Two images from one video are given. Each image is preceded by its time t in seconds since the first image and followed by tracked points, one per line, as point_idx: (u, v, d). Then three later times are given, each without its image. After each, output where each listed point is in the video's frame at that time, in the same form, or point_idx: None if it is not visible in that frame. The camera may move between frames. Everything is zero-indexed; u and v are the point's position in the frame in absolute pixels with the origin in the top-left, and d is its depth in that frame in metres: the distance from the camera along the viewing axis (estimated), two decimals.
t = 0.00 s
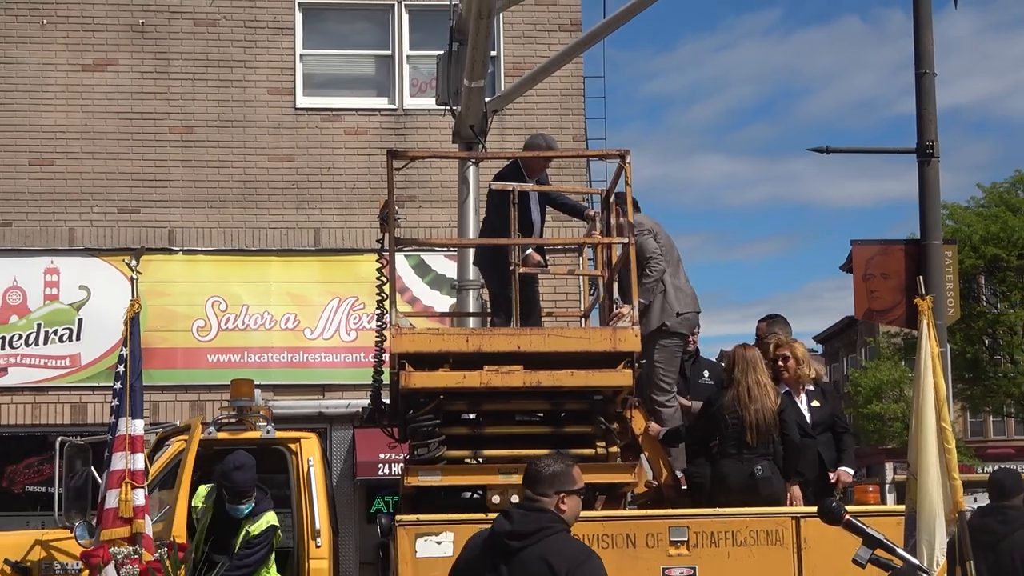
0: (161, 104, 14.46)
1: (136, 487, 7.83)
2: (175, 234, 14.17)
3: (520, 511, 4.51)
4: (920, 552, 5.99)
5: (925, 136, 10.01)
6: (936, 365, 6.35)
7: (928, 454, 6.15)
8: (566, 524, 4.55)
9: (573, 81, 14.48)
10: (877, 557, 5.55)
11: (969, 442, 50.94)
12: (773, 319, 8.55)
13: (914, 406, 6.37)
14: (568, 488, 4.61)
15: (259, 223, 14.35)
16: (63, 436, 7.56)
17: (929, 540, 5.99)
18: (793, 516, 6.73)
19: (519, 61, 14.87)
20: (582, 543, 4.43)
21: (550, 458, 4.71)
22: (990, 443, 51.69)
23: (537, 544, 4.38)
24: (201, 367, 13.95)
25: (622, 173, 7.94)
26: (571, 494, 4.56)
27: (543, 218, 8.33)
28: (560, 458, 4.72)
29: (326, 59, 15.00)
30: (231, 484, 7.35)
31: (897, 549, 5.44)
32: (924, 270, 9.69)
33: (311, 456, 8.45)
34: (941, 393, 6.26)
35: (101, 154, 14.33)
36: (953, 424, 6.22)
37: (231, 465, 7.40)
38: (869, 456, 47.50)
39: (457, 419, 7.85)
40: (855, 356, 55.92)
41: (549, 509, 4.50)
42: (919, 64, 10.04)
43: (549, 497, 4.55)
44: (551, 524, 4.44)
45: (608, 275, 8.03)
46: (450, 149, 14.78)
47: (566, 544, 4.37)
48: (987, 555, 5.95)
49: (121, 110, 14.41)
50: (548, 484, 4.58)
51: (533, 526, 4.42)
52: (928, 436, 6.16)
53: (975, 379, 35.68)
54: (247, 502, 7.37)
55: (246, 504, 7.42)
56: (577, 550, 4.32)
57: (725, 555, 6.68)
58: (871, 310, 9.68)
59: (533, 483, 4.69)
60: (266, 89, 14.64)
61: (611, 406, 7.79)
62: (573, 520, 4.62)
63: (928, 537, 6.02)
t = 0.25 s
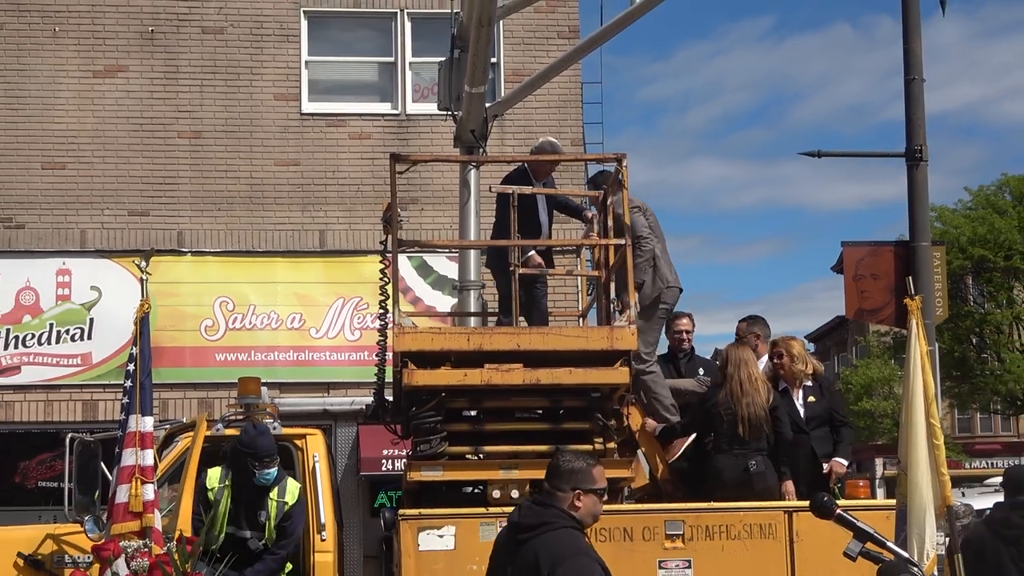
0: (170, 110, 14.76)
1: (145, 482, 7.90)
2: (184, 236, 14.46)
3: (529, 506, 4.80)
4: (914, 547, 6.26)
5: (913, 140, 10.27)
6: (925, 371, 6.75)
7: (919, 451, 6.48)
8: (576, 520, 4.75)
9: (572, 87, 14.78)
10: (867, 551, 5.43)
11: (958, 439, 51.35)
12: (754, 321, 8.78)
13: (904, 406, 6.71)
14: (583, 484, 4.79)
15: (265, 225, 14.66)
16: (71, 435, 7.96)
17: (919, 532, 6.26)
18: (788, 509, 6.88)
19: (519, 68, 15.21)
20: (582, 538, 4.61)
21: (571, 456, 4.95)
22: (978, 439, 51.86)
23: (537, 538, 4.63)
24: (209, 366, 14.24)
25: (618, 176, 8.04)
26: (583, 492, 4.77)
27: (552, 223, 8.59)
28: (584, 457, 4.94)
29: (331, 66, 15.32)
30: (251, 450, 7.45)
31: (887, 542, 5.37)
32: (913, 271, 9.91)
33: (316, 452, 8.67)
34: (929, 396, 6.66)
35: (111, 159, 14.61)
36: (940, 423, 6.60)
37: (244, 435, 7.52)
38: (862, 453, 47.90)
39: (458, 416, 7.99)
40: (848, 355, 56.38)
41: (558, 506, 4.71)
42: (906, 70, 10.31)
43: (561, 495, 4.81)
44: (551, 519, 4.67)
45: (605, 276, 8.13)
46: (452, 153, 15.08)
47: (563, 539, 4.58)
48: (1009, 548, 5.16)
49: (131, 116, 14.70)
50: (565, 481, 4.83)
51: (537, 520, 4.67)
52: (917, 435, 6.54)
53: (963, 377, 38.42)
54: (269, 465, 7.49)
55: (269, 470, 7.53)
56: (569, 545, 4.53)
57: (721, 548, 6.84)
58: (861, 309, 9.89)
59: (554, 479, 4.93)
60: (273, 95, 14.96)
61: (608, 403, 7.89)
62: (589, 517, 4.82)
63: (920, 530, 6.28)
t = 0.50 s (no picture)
0: (179, 114, 15.07)
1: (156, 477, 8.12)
2: (192, 238, 14.82)
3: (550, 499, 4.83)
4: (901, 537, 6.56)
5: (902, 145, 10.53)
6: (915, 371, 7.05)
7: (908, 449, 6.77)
8: (593, 516, 4.76)
9: (571, 93, 15.07)
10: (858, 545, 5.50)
11: (945, 434, 51.63)
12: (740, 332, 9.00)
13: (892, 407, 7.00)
14: (604, 481, 4.78)
15: (272, 227, 14.99)
16: (81, 431, 8.03)
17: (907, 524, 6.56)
18: (780, 503, 7.04)
19: (519, 74, 15.51)
20: (592, 531, 4.65)
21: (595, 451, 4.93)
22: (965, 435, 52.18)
23: (549, 531, 4.71)
24: (218, 364, 14.59)
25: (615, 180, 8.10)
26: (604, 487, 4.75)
27: (560, 224, 8.86)
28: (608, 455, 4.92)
29: (335, 71, 15.63)
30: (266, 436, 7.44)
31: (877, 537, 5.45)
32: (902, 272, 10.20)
33: (321, 448, 8.83)
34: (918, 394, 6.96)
35: (121, 162, 14.93)
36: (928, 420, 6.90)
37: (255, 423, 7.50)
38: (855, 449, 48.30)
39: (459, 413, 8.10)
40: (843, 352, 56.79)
41: (574, 499, 4.75)
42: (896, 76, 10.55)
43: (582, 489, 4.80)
44: (564, 512, 4.71)
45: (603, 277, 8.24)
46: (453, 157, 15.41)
47: (571, 533, 4.62)
48: None
49: (141, 120, 15.01)
50: (586, 475, 4.83)
51: (549, 513, 4.76)
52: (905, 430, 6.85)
53: (950, 374, 39.55)
54: (283, 449, 7.50)
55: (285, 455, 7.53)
56: (575, 537, 4.58)
57: (714, 541, 7.02)
58: (852, 309, 10.20)
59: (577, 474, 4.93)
60: (279, 100, 15.24)
61: (605, 400, 8.05)
62: (609, 514, 4.82)
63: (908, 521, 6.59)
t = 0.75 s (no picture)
0: (188, 120, 15.42)
1: (165, 473, 8.21)
2: (201, 239, 15.15)
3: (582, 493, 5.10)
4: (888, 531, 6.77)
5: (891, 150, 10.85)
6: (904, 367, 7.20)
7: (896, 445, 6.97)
8: (621, 509, 4.99)
9: (570, 99, 15.40)
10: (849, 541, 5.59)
11: (933, 431, 51.78)
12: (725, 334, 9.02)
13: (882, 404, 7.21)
14: (634, 476, 4.99)
15: (278, 229, 15.33)
16: (93, 429, 8.11)
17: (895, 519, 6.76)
18: (771, 499, 7.22)
19: (518, 81, 15.83)
20: (617, 523, 4.90)
21: (629, 448, 5.16)
22: (952, 432, 52.39)
23: (575, 521, 4.97)
24: (225, 362, 14.93)
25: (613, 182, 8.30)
26: (633, 482, 4.97)
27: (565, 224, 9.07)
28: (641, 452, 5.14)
29: (340, 78, 15.97)
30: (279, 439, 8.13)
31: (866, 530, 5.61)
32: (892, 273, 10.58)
33: (326, 444, 8.97)
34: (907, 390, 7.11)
35: (131, 167, 15.28)
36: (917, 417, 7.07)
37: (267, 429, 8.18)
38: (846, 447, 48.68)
39: (460, 410, 8.26)
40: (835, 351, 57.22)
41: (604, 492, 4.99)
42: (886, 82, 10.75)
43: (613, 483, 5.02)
44: (590, 504, 4.97)
45: (601, 278, 8.48)
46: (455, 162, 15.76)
47: (597, 524, 4.88)
48: None
49: (151, 125, 15.36)
50: (617, 470, 5.06)
51: (578, 505, 5.03)
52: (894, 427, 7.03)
53: (937, 373, 38.98)
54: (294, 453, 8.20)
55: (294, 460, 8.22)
56: (599, 527, 4.84)
57: (709, 535, 7.18)
58: (842, 309, 10.63)
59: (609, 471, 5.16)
60: (285, 106, 15.61)
61: (603, 399, 8.20)
62: (637, 508, 5.03)
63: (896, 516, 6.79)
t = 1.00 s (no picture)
0: (197, 124, 15.74)
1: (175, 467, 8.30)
2: (209, 241, 15.46)
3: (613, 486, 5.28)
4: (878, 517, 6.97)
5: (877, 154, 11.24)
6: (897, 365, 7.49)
7: (885, 440, 7.19)
8: (652, 501, 5.16)
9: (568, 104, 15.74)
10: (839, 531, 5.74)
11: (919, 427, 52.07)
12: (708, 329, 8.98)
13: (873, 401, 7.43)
14: (666, 470, 5.20)
15: (284, 231, 15.65)
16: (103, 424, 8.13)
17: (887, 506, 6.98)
18: (763, 492, 7.28)
19: (518, 86, 16.13)
20: (647, 512, 5.05)
21: (658, 445, 5.36)
22: (939, 428, 52.69)
23: (606, 511, 5.15)
24: (233, 360, 15.23)
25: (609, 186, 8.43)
26: (664, 476, 5.17)
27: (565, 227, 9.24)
28: (672, 449, 5.35)
29: (344, 83, 16.31)
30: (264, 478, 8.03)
31: (857, 525, 5.66)
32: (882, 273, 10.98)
33: (331, 440, 8.88)
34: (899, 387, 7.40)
35: (141, 170, 15.57)
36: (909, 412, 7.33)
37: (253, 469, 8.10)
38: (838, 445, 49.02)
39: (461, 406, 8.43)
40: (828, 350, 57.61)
41: (635, 485, 5.18)
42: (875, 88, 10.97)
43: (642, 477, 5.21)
44: (621, 495, 5.15)
45: (597, 278, 8.69)
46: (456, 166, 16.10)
47: (631, 514, 5.04)
48: (1005, 531, 6.25)
49: (161, 130, 15.67)
50: (649, 465, 5.25)
51: (610, 496, 5.20)
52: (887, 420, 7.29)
53: (926, 370, 39.23)
54: (281, 489, 8.13)
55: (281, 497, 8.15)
56: (632, 516, 5.00)
57: (704, 529, 7.23)
58: (832, 309, 11.05)
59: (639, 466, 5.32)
60: (292, 111, 15.92)
61: (600, 395, 8.33)
62: (668, 502, 5.21)
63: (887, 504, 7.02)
